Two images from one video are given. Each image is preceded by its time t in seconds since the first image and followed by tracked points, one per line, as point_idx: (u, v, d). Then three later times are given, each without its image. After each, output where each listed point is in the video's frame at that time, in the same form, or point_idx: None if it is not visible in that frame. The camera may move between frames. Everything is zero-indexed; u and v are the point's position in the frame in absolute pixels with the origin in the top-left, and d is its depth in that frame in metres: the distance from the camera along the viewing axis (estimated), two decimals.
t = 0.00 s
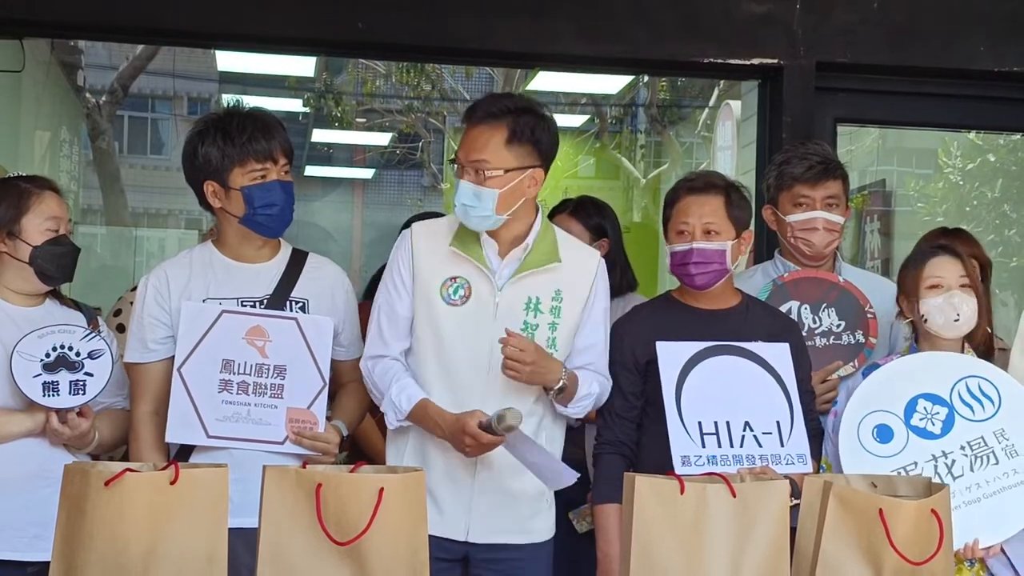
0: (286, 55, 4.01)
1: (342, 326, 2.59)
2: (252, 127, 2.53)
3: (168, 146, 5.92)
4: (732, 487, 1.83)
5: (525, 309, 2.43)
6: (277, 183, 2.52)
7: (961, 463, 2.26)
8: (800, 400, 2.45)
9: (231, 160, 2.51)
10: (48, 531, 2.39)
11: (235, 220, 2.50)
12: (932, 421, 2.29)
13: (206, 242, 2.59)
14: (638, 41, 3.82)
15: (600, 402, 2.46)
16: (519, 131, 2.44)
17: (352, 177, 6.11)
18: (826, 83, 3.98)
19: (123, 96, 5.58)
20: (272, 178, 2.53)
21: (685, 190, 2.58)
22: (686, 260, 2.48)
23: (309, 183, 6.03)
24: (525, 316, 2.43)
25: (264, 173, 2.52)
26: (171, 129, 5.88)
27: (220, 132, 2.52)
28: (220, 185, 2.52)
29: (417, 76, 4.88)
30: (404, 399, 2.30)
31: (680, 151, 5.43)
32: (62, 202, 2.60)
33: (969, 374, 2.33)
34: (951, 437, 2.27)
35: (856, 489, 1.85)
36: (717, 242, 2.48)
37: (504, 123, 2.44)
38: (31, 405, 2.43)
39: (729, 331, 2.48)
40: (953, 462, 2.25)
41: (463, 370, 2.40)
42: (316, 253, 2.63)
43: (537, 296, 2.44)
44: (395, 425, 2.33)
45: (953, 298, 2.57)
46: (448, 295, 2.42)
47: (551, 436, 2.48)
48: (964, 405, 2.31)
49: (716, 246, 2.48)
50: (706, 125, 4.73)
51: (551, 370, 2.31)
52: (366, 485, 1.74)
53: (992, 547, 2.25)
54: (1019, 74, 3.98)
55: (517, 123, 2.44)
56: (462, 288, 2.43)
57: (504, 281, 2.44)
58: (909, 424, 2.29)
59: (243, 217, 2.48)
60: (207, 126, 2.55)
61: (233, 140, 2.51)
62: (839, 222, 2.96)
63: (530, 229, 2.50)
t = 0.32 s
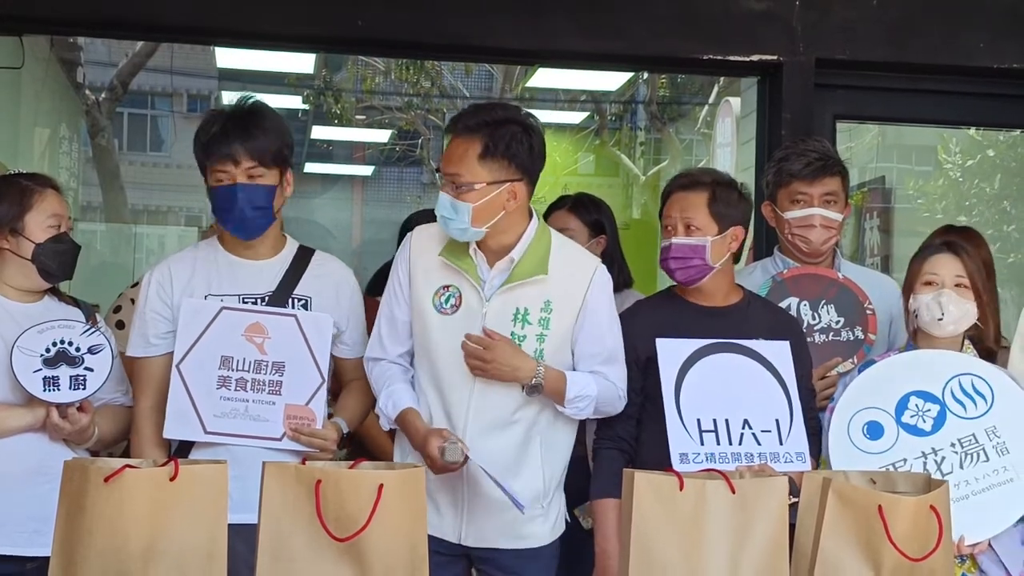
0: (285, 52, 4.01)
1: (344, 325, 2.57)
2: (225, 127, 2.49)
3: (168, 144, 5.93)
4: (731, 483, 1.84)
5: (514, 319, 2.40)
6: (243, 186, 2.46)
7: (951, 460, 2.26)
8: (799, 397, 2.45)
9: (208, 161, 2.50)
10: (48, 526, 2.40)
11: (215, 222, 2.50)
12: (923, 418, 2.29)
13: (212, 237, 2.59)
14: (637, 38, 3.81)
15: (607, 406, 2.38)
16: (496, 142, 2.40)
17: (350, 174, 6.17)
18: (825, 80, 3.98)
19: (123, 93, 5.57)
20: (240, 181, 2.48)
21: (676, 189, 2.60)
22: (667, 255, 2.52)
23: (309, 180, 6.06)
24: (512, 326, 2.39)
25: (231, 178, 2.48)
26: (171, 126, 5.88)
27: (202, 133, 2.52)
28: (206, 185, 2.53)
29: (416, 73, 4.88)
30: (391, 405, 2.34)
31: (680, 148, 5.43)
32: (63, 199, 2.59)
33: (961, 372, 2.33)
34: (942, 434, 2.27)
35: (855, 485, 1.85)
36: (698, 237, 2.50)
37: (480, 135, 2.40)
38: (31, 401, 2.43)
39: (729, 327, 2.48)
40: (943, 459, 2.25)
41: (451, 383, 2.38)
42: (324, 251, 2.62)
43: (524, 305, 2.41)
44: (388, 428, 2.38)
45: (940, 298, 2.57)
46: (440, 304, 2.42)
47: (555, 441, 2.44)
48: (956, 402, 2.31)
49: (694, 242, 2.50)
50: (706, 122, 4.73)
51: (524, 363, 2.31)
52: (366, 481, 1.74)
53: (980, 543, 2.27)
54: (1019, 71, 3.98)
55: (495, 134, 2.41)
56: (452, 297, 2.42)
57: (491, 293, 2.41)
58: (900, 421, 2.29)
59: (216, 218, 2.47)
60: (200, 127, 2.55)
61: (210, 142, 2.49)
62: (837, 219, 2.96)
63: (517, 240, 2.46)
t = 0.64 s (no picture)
0: (290, 48, 4.01)
1: (356, 332, 2.54)
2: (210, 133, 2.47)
3: (173, 140, 5.91)
4: (735, 479, 1.83)
5: (512, 310, 2.39)
6: (226, 193, 2.44)
7: (958, 457, 2.26)
8: (804, 393, 2.44)
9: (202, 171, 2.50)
10: (55, 521, 2.40)
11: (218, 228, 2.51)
12: (929, 415, 2.28)
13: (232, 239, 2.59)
14: (641, 34, 3.81)
15: (611, 396, 2.36)
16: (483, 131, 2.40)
17: (356, 170, 6.10)
18: (830, 75, 3.97)
19: (129, 90, 5.57)
20: (226, 185, 2.45)
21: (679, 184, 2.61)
22: (670, 250, 2.53)
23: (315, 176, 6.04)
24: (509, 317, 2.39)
25: (218, 184, 2.46)
26: (176, 122, 5.85)
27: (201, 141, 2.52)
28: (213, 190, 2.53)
29: (421, 70, 4.88)
30: (396, 402, 2.35)
31: (686, 144, 5.41)
32: (66, 196, 2.60)
33: (966, 368, 2.32)
34: (949, 431, 2.27)
35: (859, 482, 1.85)
36: (700, 231, 2.50)
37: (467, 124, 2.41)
38: (37, 396, 2.44)
39: (732, 326, 2.48)
40: (949, 456, 2.26)
41: (452, 378, 2.38)
42: (343, 253, 2.59)
43: (519, 295, 2.40)
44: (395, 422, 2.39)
45: (948, 295, 2.56)
46: (440, 298, 2.43)
47: (561, 434, 2.43)
48: (962, 399, 2.30)
49: (697, 236, 2.50)
50: (711, 118, 4.73)
51: (519, 350, 2.29)
52: (370, 477, 1.74)
53: (987, 542, 2.26)
54: None
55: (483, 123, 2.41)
56: (452, 291, 2.43)
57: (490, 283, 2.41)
58: (906, 418, 2.29)
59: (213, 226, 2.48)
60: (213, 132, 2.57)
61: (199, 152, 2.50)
62: (841, 215, 2.95)
63: (507, 225, 2.44)
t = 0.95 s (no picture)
0: (291, 44, 4.00)
1: (360, 332, 2.54)
2: (233, 127, 2.46)
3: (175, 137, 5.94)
4: (736, 476, 1.83)
5: (491, 280, 2.37)
6: (244, 186, 2.43)
7: (970, 454, 2.25)
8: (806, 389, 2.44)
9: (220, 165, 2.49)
10: (56, 516, 2.41)
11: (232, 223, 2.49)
12: (940, 412, 2.28)
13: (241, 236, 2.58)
14: (642, 30, 3.80)
15: (570, 366, 2.23)
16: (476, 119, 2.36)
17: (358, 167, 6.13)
18: (831, 72, 3.96)
19: (130, 87, 5.55)
20: (248, 179, 2.44)
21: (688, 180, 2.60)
22: (684, 247, 2.50)
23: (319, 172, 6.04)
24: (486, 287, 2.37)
25: (237, 179, 2.45)
26: (177, 118, 5.86)
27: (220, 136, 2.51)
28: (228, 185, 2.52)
29: (423, 66, 4.88)
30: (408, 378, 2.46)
31: (687, 140, 5.38)
32: (66, 194, 2.60)
33: (974, 364, 2.32)
34: (960, 428, 2.26)
35: (860, 478, 1.85)
36: (716, 228, 2.49)
37: (461, 105, 2.39)
38: (39, 393, 2.44)
39: (732, 323, 2.47)
40: (962, 454, 2.25)
41: (448, 356, 2.40)
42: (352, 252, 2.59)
43: (501, 266, 2.37)
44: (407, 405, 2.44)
45: (974, 291, 2.56)
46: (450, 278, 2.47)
47: (553, 412, 2.34)
48: (971, 395, 2.30)
49: (713, 233, 2.49)
50: (712, 114, 4.72)
51: (481, 307, 2.27)
52: (369, 475, 1.74)
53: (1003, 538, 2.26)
54: None
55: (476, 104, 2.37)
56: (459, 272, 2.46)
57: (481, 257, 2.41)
58: (917, 415, 2.28)
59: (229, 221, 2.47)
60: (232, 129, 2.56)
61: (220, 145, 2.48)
62: (842, 211, 2.95)
63: (495, 198, 2.39)
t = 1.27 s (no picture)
0: (288, 41, 4.00)
1: (362, 324, 2.54)
2: (292, 116, 2.46)
3: (173, 133, 6.05)
4: (733, 472, 1.83)
5: (495, 267, 2.40)
6: (309, 176, 2.45)
7: (974, 449, 2.25)
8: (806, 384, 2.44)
9: (265, 148, 2.44)
10: (57, 513, 2.41)
11: (264, 209, 2.44)
12: (943, 408, 2.28)
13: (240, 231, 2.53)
14: (639, 26, 3.80)
15: (530, 343, 2.19)
16: (502, 119, 2.38)
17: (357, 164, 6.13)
18: (829, 67, 3.96)
19: (129, 83, 5.55)
20: (302, 171, 2.46)
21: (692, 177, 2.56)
22: (692, 243, 2.47)
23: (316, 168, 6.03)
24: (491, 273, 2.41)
25: (296, 165, 2.45)
26: (176, 115, 5.99)
27: (259, 120, 2.46)
28: (253, 171, 2.45)
29: (422, 62, 4.90)
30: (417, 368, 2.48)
31: (687, 137, 5.36)
32: (64, 190, 2.59)
33: (975, 359, 2.32)
34: (963, 423, 2.27)
35: (858, 474, 1.85)
36: (723, 224, 2.47)
37: (507, 99, 2.40)
38: (39, 390, 2.44)
39: (732, 319, 2.48)
40: (966, 449, 2.25)
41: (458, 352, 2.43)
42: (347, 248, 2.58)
43: (499, 256, 2.40)
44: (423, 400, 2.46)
45: (968, 289, 2.56)
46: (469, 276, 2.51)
47: (547, 401, 2.30)
48: (972, 390, 2.30)
49: (721, 228, 2.47)
50: (711, 110, 4.72)
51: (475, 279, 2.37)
52: (365, 471, 1.74)
53: (1011, 533, 2.26)
54: None
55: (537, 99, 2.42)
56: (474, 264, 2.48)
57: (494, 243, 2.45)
58: (921, 411, 2.28)
59: (270, 206, 2.42)
60: (247, 115, 2.50)
61: (271, 128, 2.44)
62: (841, 207, 2.95)
63: (512, 194, 2.40)
